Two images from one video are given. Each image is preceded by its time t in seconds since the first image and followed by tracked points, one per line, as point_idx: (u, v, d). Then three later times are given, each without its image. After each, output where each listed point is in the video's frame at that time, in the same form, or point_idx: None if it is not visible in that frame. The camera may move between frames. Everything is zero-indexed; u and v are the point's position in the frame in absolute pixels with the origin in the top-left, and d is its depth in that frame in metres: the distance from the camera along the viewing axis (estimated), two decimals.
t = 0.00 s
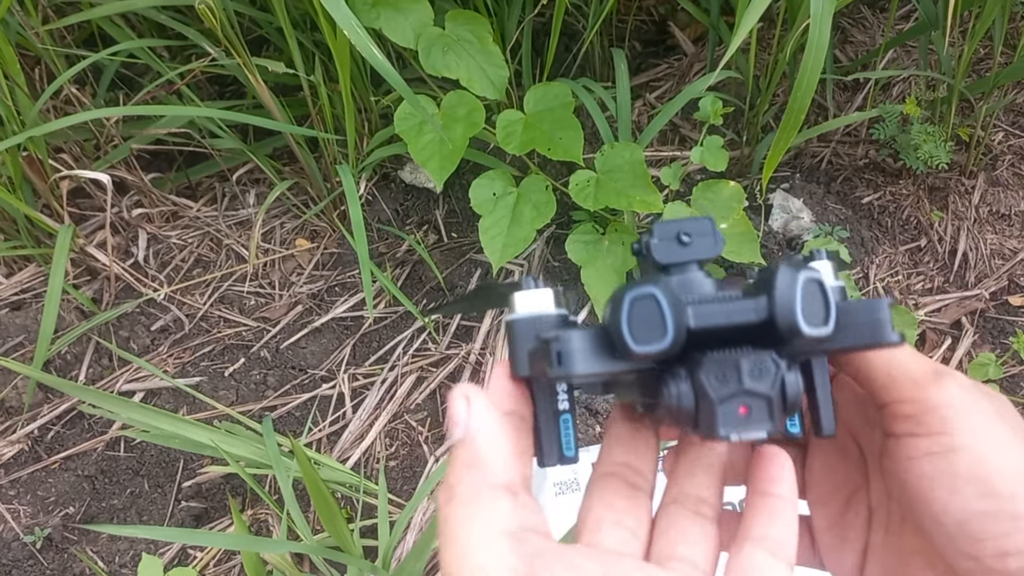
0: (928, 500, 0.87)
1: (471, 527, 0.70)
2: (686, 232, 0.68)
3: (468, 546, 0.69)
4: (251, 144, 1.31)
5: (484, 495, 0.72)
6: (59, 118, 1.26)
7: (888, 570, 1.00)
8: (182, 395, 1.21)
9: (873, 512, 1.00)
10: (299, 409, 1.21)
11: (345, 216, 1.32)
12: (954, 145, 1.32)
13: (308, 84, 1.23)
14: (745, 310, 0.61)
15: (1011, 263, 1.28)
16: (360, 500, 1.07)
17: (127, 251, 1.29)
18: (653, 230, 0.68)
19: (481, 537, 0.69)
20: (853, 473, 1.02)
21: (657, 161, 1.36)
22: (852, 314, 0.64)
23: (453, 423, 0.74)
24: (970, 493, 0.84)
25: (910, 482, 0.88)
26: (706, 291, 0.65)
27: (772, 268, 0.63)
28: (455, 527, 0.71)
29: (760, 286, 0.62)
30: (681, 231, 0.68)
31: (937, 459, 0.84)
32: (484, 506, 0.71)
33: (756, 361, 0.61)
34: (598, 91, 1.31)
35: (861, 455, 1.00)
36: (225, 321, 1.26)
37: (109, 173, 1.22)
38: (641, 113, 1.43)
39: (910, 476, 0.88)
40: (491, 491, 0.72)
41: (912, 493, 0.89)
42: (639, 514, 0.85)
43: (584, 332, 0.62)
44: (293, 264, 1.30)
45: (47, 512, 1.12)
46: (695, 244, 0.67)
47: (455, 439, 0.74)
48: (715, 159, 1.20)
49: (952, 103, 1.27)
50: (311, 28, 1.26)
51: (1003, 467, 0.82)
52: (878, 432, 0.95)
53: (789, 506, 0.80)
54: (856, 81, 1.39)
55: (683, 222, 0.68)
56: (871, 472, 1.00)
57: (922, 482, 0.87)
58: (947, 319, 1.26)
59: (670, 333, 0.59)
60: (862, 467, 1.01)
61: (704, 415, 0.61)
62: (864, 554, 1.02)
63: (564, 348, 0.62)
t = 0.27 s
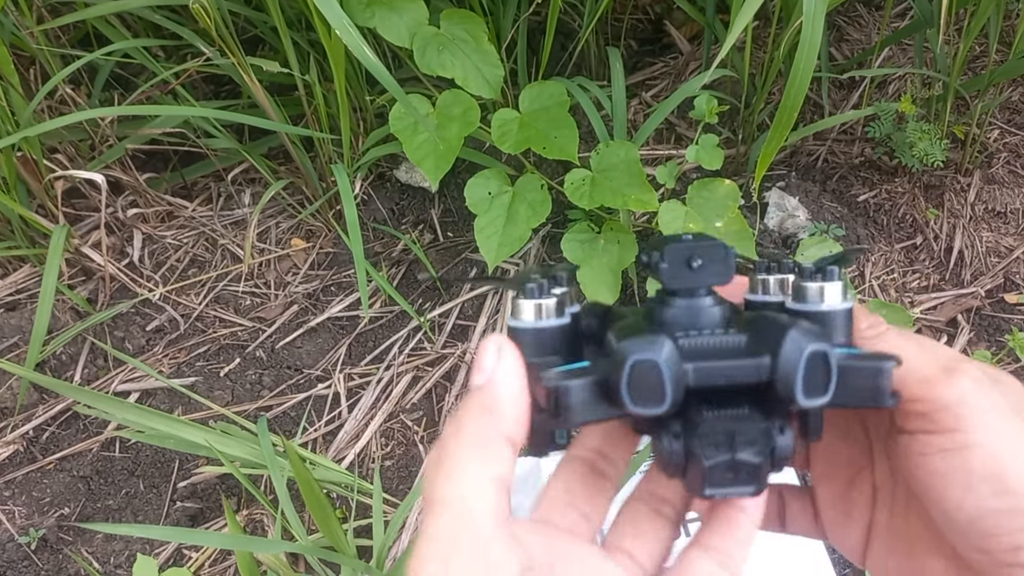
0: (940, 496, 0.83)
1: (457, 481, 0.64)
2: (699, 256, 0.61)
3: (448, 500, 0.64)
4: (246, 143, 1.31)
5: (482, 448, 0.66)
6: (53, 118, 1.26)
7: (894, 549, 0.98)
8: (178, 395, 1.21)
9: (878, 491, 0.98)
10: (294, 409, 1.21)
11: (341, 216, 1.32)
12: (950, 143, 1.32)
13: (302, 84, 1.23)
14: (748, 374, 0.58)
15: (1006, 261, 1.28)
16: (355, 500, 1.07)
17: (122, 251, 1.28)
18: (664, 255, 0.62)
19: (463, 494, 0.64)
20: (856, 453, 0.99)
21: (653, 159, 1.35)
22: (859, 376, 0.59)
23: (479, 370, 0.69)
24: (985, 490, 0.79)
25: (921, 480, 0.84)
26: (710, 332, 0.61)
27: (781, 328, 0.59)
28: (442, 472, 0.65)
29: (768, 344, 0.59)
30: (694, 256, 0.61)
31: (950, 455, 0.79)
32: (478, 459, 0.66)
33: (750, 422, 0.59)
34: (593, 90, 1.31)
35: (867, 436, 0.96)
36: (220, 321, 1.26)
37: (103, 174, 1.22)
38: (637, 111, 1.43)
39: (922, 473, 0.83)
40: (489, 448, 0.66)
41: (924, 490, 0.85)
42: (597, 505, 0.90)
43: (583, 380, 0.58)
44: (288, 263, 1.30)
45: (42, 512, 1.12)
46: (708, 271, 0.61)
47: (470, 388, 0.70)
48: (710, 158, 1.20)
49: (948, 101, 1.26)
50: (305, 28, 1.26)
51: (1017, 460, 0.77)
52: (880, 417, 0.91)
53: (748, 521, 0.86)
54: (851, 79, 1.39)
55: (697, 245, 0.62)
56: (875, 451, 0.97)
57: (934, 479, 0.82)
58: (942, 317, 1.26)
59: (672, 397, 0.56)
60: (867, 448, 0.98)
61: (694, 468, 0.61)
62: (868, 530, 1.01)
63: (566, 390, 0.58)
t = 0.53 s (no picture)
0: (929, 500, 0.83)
1: (452, 462, 0.64)
2: (679, 282, 0.60)
3: (443, 472, 0.64)
4: (243, 145, 1.32)
5: (485, 434, 0.64)
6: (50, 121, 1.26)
7: (884, 538, 0.97)
8: (175, 397, 1.21)
9: (865, 480, 0.97)
10: (291, 411, 1.21)
11: (337, 217, 1.32)
12: (946, 143, 1.32)
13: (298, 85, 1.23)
14: (713, 419, 0.58)
15: (1002, 260, 1.29)
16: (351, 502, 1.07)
17: (119, 253, 1.29)
18: (642, 278, 0.60)
19: (458, 472, 0.64)
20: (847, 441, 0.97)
21: (649, 160, 1.36)
22: (823, 426, 0.60)
23: (501, 353, 0.64)
24: (974, 493, 0.79)
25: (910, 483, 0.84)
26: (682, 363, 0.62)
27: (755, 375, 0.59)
28: (441, 444, 0.65)
29: (739, 389, 0.59)
30: (672, 281, 0.59)
31: (939, 458, 0.79)
32: (478, 440, 0.64)
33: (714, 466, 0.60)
34: (589, 91, 1.31)
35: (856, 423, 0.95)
36: (218, 323, 1.26)
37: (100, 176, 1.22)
38: (633, 111, 1.43)
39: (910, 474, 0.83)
40: (494, 435, 0.63)
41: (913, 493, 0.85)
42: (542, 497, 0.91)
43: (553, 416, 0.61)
44: (285, 265, 1.30)
45: (39, 514, 1.12)
46: (687, 296, 0.60)
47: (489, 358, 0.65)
48: (706, 158, 1.20)
49: (943, 101, 1.27)
50: (301, 29, 1.26)
51: (1007, 463, 0.77)
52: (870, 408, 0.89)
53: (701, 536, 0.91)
54: (847, 79, 1.39)
55: (678, 271, 0.59)
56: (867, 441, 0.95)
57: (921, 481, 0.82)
58: (939, 316, 1.25)
59: (635, 446, 0.57)
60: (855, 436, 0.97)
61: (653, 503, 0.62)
62: (856, 517, 0.99)
63: (536, 428, 0.62)
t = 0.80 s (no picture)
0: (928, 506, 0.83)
1: (500, 485, 0.62)
2: (670, 330, 0.58)
3: (492, 493, 0.62)
4: (241, 144, 1.31)
5: (535, 464, 0.62)
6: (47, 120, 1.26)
7: (883, 539, 0.97)
8: (172, 397, 1.20)
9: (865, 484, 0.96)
10: (290, 411, 1.20)
11: (335, 216, 1.32)
12: (945, 141, 1.32)
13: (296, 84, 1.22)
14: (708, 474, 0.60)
15: (1002, 259, 1.28)
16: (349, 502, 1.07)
17: (116, 253, 1.28)
18: (634, 327, 0.59)
19: (506, 495, 0.62)
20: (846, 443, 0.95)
21: (649, 158, 1.35)
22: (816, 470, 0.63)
23: (552, 396, 0.63)
24: (974, 499, 0.79)
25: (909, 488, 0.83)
26: (674, 409, 0.62)
27: (749, 429, 0.60)
28: (488, 467, 0.63)
29: (731, 441, 0.60)
30: (664, 331, 0.58)
31: (938, 465, 0.79)
32: (529, 468, 0.62)
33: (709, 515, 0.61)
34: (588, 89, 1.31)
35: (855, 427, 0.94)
36: (215, 322, 1.26)
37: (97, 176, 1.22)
38: (632, 110, 1.42)
39: (908, 479, 0.83)
40: (542, 468, 0.62)
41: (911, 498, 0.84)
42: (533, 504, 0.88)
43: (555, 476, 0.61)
44: (283, 264, 1.30)
45: (37, 515, 1.12)
46: (679, 345, 0.59)
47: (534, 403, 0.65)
48: (705, 156, 1.20)
49: (943, 99, 1.26)
50: (299, 27, 1.26)
51: (1007, 468, 0.77)
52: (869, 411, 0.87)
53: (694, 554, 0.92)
54: (846, 77, 1.39)
55: (669, 321, 0.58)
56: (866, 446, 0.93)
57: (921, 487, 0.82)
58: (939, 315, 1.25)
59: (630, 508, 0.58)
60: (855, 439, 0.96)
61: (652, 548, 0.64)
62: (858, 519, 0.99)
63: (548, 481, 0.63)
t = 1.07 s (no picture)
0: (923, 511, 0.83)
1: (503, 498, 0.63)
2: (664, 387, 0.61)
3: (495, 504, 0.63)
4: (239, 145, 1.31)
5: (537, 482, 0.64)
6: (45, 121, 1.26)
7: (880, 544, 0.98)
8: (171, 398, 1.20)
9: (864, 489, 0.97)
10: (289, 411, 1.20)
11: (334, 217, 1.32)
12: (944, 140, 1.32)
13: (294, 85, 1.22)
14: (701, 525, 0.63)
15: (1001, 258, 1.28)
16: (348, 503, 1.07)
17: (115, 254, 1.28)
18: (629, 385, 0.61)
19: (509, 507, 0.63)
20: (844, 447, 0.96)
21: (647, 158, 1.35)
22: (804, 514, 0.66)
23: (559, 437, 0.67)
24: (968, 506, 0.79)
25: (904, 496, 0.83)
26: (669, 457, 0.65)
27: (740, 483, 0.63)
28: (491, 482, 0.64)
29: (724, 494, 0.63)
30: (659, 388, 0.61)
31: (932, 471, 0.79)
32: (530, 483, 0.63)
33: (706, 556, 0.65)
34: (586, 89, 1.31)
35: (853, 433, 0.94)
36: (214, 323, 1.26)
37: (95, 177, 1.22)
38: (631, 110, 1.42)
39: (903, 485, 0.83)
40: (543, 488, 0.64)
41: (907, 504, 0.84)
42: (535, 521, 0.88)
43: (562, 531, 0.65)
44: (282, 265, 1.30)
45: (36, 516, 1.12)
46: (672, 400, 0.62)
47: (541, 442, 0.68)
48: (703, 156, 1.20)
49: (942, 98, 1.26)
50: (297, 28, 1.26)
51: (1001, 476, 0.77)
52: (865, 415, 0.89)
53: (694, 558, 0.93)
54: (845, 76, 1.38)
55: (663, 378, 0.60)
56: (863, 448, 0.95)
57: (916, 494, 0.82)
58: (938, 314, 1.25)
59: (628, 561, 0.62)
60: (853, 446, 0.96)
61: None
62: (857, 525, 1.00)
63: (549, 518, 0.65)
